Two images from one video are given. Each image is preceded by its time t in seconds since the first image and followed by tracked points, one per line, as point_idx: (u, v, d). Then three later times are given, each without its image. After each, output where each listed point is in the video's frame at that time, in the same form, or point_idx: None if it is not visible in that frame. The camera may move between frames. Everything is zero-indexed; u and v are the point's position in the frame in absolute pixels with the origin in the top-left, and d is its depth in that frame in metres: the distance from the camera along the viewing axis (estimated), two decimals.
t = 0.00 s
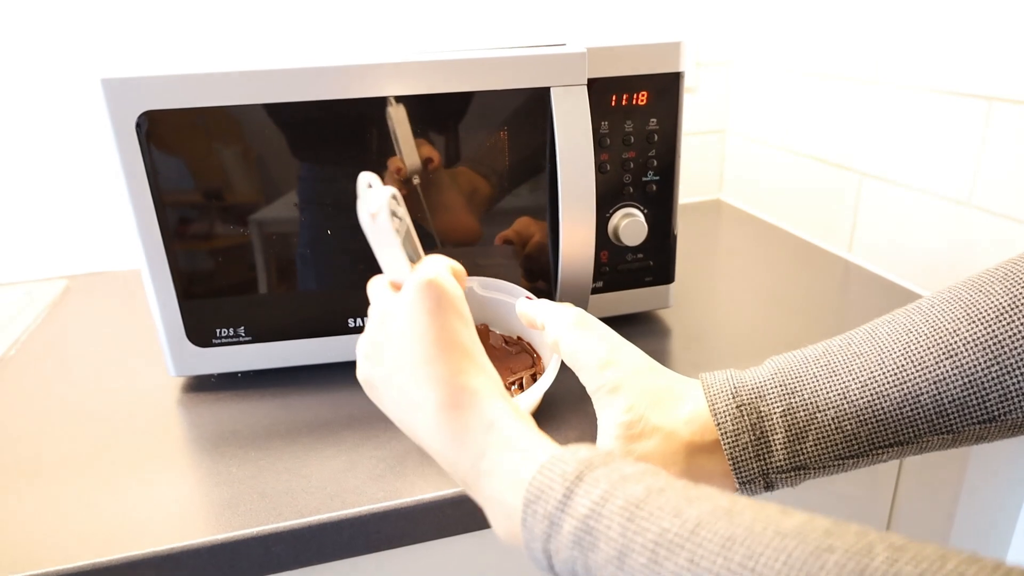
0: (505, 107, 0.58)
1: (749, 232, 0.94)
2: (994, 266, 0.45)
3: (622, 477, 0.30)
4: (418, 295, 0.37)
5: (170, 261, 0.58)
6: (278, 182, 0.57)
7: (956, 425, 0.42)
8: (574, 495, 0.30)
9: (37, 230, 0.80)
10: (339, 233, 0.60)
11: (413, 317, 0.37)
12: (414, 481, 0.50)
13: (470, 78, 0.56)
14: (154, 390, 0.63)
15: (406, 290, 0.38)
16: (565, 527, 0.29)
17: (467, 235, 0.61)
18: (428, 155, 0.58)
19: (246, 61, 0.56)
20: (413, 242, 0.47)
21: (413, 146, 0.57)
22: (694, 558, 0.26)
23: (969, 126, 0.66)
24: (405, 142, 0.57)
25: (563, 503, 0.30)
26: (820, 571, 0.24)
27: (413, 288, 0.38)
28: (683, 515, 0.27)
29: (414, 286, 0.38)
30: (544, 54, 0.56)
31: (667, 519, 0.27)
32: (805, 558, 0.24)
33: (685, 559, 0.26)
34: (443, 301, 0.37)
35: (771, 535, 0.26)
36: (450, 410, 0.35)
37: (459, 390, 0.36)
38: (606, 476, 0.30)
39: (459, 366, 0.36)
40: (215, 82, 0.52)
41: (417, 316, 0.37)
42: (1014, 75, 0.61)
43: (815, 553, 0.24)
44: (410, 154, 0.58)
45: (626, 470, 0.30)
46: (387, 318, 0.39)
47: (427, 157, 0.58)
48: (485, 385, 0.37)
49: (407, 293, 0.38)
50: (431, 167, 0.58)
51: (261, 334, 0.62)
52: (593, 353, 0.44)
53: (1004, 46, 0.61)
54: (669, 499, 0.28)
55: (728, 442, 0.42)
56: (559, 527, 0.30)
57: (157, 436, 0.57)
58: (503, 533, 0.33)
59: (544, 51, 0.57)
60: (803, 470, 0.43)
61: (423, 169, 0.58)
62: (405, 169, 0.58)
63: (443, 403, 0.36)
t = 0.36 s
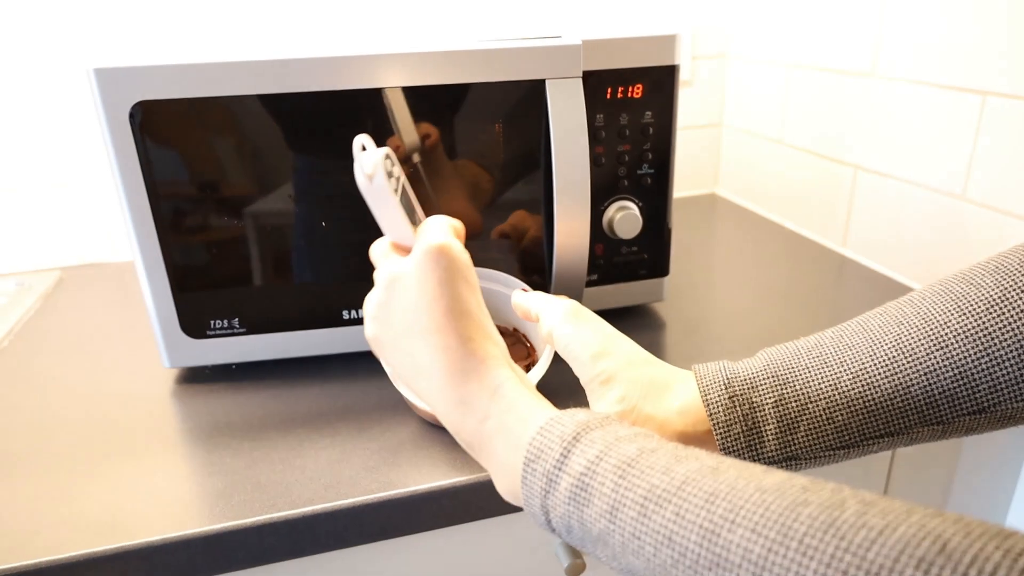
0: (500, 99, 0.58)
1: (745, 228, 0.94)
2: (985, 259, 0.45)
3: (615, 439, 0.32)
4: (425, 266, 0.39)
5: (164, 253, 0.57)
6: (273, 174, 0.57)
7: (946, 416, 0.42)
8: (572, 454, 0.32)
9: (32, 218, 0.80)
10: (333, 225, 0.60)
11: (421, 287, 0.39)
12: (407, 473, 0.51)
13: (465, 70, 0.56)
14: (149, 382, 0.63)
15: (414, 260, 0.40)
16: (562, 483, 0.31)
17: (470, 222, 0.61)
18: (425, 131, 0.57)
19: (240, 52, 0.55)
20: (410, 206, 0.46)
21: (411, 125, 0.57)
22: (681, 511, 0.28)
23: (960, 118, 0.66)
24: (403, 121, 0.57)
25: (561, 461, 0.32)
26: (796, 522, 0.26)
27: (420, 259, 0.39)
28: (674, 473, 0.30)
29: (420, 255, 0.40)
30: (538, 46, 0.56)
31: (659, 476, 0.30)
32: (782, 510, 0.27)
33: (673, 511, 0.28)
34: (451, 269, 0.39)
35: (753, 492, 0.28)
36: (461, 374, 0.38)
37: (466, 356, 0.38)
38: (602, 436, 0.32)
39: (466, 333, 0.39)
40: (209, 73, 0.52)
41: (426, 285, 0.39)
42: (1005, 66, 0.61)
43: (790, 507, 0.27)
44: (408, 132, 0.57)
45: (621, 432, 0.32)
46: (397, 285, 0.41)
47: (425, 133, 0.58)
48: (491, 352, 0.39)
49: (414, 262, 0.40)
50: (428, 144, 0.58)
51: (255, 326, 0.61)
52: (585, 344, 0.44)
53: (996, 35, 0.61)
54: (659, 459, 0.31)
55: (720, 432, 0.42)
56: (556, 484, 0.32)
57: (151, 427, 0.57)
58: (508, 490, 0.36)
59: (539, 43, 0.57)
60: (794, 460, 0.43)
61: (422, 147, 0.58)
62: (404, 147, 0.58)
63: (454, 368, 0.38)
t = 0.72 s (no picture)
0: (497, 94, 0.58)
1: (743, 221, 0.94)
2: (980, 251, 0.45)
3: (596, 435, 0.31)
4: (432, 261, 0.37)
5: (163, 248, 0.57)
6: (270, 169, 0.57)
7: (941, 408, 0.43)
8: (551, 452, 0.31)
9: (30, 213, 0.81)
10: (331, 220, 0.59)
11: (422, 281, 0.37)
12: (406, 467, 0.51)
13: (462, 65, 0.56)
14: (148, 377, 0.63)
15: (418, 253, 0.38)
16: (541, 478, 0.30)
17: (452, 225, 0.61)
18: (428, 135, 0.58)
19: (237, 47, 0.55)
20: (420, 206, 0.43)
21: (413, 126, 0.57)
22: (661, 503, 0.28)
23: (957, 109, 0.66)
24: (405, 122, 0.57)
25: (540, 459, 0.31)
26: (777, 510, 0.26)
27: (425, 253, 0.38)
28: (654, 467, 0.29)
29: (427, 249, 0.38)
30: (535, 41, 0.56)
31: (639, 470, 0.29)
32: (763, 501, 0.27)
33: (653, 503, 0.28)
34: (455, 266, 0.38)
35: (730, 485, 0.28)
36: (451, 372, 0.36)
37: (456, 357, 0.37)
38: (583, 430, 0.32)
39: (458, 333, 0.37)
40: (206, 68, 0.52)
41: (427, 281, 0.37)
42: (1000, 56, 0.61)
43: (771, 498, 0.27)
44: (409, 132, 0.58)
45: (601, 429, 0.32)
46: (395, 275, 0.39)
47: (425, 137, 0.58)
48: (481, 354, 0.38)
49: (418, 255, 0.38)
50: (427, 147, 0.58)
51: (254, 321, 0.62)
52: (583, 336, 0.44)
53: (991, 26, 0.62)
54: (640, 456, 0.30)
55: (717, 423, 0.42)
56: (535, 480, 0.31)
57: (151, 422, 0.57)
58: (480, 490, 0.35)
59: (536, 38, 0.57)
60: (791, 452, 0.43)
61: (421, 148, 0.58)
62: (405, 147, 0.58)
63: (441, 366, 0.37)
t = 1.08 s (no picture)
0: (496, 89, 0.58)
1: (741, 218, 0.94)
2: (974, 245, 0.46)
3: (599, 420, 0.32)
4: (442, 241, 0.37)
5: (162, 241, 0.58)
6: (268, 162, 0.57)
7: (936, 400, 0.43)
8: (551, 431, 0.31)
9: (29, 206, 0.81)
10: (330, 213, 0.60)
11: (430, 261, 0.37)
12: (405, 460, 0.51)
13: (461, 59, 0.56)
14: (146, 370, 0.63)
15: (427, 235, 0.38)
16: (541, 458, 0.31)
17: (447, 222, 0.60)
18: (434, 130, 0.58)
19: (236, 40, 0.55)
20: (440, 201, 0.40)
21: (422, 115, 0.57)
22: (663, 482, 0.28)
23: (954, 105, 0.66)
24: (415, 109, 0.57)
25: (540, 438, 0.31)
26: (782, 489, 0.27)
27: (436, 233, 0.38)
28: (655, 447, 0.30)
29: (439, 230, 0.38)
30: (534, 36, 0.56)
31: (641, 450, 0.30)
32: (768, 480, 0.27)
33: (655, 483, 0.28)
34: (464, 250, 0.38)
35: (737, 465, 0.28)
36: (456, 357, 0.35)
37: (458, 336, 0.36)
38: (587, 414, 0.32)
39: (462, 314, 0.37)
40: (204, 62, 0.52)
41: (435, 259, 0.37)
42: (998, 52, 0.61)
43: (775, 477, 0.27)
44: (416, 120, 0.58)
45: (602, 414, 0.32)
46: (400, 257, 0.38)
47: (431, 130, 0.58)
48: (485, 340, 0.37)
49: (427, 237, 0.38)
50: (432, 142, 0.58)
51: (253, 314, 0.62)
52: (579, 329, 0.44)
53: (988, 21, 0.62)
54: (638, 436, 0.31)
55: (713, 415, 0.43)
56: (535, 460, 0.31)
57: (149, 415, 0.57)
58: (475, 476, 0.35)
59: (535, 32, 0.57)
60: (786, 444, 0.43)
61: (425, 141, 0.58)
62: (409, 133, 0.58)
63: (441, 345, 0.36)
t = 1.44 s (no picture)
0: (492, 89, 0.58)
1: (737, 215, 0.94)
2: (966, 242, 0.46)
3: (604, 419, 0.33)
4: (433, 246, 0.37)
5: (160, 242, 0.58)
6: (266, 162, 0.57)
7: (929, 395, 0.43)
8: (561, 433, 0.33)
9: (26, 207, 0.81)
10: (328, 214, 0.60)
11: (423, 269, 0.37)
12: (404, 458, 0.51)
13: (457, 59, 0.56)
14: (146, 370, 0.64)
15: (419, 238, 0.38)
16: (551, 460, 0.32)
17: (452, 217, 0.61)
18: (429, 122, 0.58)
19: (234, 42, 0.56)
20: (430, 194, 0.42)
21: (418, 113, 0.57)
22: (669, 483, 0.30)
23: (948, 103, 0.67)
24: (410, 110, 0.57)
25: (551, 440, 0.33)
26: (783, 490, 0.28)
27: (427, 239, 0.37)
28: (661, 447, 0.31)
29: (428, 235, 0.37)
30: (530, 36, 0.57)
31: (646, 451, 0.31)
32: (768, 480, 0.28)
33: (661, 484, 0.30)
34: (457, 251, 0.38)
35: (739, 463, 0.29)
36: (458, 360, 0.37)
37: (465, 342, 0.37)
38: (593, 413, 0.34)
39: (463, 319, 0.37)
40: (202, 64, 0.53)
41: (429, 267, 0.37)
42: (990, 50, 0.62)
43: (777, 476, 0.28)
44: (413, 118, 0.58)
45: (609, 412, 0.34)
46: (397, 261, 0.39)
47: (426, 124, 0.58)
48: (490, 342, 0.38)
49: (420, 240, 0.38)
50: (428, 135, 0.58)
51: (252, 314, 0.62)
52: (579, 327, 0.45)
53: (980, 20, 0.62)
54: (646, 436, 0.32)
55: (710, 411, 0.43)
56: (546, 463, 0.33)
57: (149, 415, 0.58)
58: (491, 472, 0.37)
59: (531, 33, 0.57)
60: (782, 439, 0.44)
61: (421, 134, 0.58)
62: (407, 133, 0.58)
63: (449, 352, 0.37)
